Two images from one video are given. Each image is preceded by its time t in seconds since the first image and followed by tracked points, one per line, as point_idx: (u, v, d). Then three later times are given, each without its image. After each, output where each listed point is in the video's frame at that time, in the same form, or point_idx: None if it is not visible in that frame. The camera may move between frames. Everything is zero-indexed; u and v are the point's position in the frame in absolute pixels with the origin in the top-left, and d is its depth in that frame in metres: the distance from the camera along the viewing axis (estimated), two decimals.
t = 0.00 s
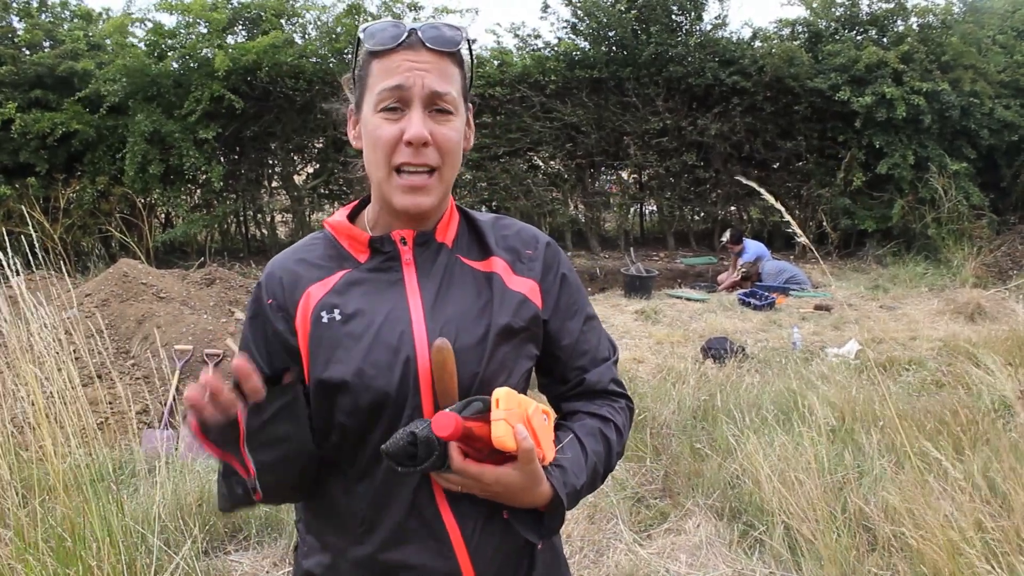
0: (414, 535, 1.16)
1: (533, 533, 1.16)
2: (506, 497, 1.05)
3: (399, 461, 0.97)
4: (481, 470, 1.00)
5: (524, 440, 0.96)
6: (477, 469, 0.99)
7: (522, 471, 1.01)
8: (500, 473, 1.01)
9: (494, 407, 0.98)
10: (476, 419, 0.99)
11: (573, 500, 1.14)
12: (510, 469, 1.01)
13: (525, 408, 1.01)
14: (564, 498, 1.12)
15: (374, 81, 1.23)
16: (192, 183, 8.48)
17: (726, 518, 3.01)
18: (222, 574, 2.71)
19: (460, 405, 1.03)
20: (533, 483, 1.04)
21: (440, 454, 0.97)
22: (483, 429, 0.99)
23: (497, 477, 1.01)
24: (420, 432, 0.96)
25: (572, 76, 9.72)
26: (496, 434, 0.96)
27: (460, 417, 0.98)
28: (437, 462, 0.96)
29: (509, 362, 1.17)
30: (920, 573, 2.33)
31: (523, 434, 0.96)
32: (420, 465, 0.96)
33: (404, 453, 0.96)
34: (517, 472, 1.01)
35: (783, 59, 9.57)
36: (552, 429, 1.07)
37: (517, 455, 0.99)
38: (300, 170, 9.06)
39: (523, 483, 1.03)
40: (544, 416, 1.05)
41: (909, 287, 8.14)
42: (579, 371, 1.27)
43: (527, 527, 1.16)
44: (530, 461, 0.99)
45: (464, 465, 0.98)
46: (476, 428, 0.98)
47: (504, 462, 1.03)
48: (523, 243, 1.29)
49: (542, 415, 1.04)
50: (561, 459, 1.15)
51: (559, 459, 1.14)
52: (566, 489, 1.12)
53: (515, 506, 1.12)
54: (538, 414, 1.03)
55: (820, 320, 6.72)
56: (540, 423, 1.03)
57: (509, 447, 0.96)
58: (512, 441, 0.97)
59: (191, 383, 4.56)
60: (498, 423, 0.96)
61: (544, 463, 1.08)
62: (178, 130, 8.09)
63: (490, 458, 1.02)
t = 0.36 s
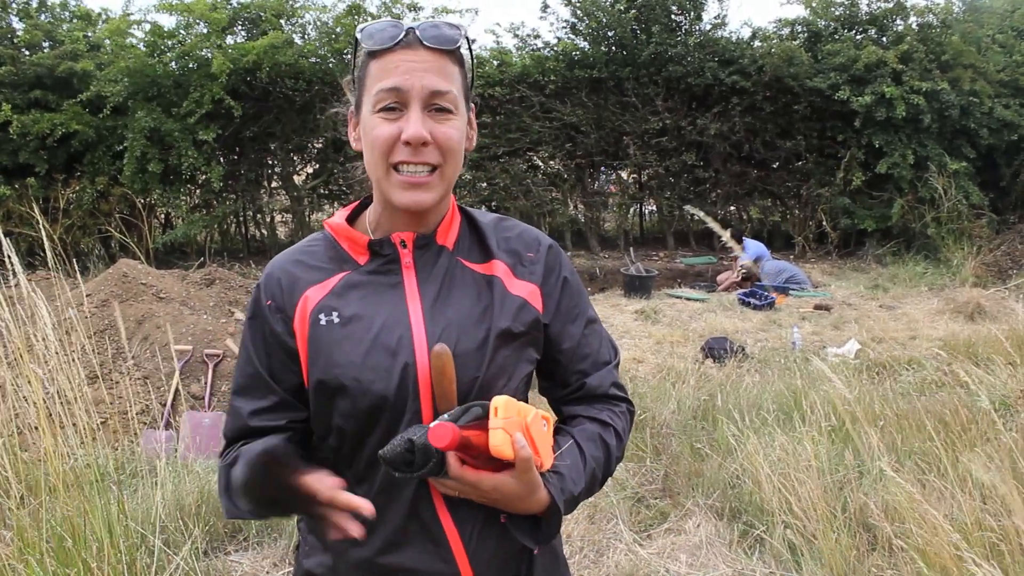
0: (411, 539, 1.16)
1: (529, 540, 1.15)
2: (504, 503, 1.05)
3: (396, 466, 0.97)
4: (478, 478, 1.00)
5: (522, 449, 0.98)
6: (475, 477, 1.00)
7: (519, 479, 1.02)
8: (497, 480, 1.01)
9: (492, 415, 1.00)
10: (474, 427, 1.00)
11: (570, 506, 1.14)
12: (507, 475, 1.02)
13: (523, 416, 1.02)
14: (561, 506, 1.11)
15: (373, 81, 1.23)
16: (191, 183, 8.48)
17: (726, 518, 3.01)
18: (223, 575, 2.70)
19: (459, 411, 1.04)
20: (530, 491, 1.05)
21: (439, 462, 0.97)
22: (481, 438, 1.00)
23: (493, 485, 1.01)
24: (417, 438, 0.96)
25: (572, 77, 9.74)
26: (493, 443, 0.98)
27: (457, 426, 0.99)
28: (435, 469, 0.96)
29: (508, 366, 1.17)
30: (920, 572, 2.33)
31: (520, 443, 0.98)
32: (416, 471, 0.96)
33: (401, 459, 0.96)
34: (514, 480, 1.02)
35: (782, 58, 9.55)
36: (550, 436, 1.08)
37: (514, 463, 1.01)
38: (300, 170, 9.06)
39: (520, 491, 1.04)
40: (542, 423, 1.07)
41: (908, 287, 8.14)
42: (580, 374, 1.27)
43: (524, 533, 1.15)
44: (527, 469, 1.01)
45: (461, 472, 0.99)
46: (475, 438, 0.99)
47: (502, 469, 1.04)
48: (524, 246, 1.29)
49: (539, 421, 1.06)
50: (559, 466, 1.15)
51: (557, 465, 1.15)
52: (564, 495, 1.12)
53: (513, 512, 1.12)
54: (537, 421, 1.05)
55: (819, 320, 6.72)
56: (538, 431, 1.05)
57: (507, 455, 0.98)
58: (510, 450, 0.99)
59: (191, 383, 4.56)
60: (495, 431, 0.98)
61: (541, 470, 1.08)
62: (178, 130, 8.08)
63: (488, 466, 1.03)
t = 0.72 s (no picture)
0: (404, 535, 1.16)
1: (524, 534, 1.14)
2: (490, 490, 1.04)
3: (383, 445, 1.01)
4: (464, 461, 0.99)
5: (511, 433, 0.96)
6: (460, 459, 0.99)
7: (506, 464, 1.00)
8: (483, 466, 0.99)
9: (480, 397, 0.97)
10: (464, 409, 0.98)
11: (564, 498, 1.13)
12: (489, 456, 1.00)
13: (514, 400, 0.99)
14: (553, 496, 1.11)
15: (368, 76, 1.23)
16: (190, 182, 8.48)
17: (725, 518, 3.01)
18: (222, 575, 2.70)
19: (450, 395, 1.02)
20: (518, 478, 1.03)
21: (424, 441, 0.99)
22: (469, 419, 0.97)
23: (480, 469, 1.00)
24: (404, 417, 0.97)
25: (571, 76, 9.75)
26: (480, 424, 0.95)
27: (446, 407, 0.96)
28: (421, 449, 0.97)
29: (505, 361, 1.17)
30: (920, 573, 2.32)
31: (509, 426, 0.96)
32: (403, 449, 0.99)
33: (387, 437, 0.99)
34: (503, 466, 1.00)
35: (782, 58, 9.51)
36: (544, 425, 1.06)
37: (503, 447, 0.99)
38: (299, 169, 9.07)
39: (507, 477, 1.02)
40: (535, 411, 1.05)
41: (908, 286, 8.14)
42: (578, 371, 1.27)
43: (518, 527, 1.14)
44: (515, 454, 0.99)
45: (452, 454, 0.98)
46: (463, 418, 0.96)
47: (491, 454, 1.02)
48: (521, 243, 1.29)
49: (531, 408, 1.03)
50: (552, 457, 1.15)
51: (553, 457, 1.15)
52: (557, 485, 1.12)
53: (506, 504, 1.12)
54: (530, 408, 1.02)
55: (819, 319, 6.72)
56: (530, 417, 1.02)
57: (495, 437, 0.96)
58: (499, 434, 0.96)
59: (191, 383, 4.56)
60: (483, 413, 0.95)
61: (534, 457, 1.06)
62: (178, 130, 8.07)
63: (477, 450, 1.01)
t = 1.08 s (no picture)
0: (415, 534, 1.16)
1: (534, 526, 1.17)
2: (508, 487, 1.04)
3: (401, 446, 0.97)
4: (484, 456, 0.99)
5: (527, 425, 0.98)
6: (480, 456, 0.99)
7: (524, 460, 1.01)
8: (503, 460, 1.00)
9: (496, 391, 1.00)
10: (479, 403, 1.01)
11: (575, 492, 1.14)
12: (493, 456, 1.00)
13: (527, 395, 1.03)
14: (567, 490, 1.11)
15: (367, 82, 1.24)
16: (190, 182, 8.49)
17: (725, 518, 3.01)
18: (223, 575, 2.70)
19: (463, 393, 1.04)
20: (535, 474, 1.04)
21: (444, 440, 0.97)
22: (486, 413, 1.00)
23: (500, 464, 1.00)
24: (425, 414, 0.96)
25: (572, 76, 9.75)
26: (498, 416, 0.97)
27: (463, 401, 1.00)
28: (440, 445, 0.96)
29: (512, 361, 1.17)
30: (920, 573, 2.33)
31: (525, 418, 0.98)
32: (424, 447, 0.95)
33: (407, 436, 0.96)
34: (520, 460, 1.01)
35: (782, 58, 9.52)
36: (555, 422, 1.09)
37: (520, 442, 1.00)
38: (300, 169, 9.07)
39: (525, 473, 1.03)
40: (547, 408, 1.08)
41: (908, 287, 8.14)
42: (580, 370, 1.28)
43: (529, 520, 1.17)
44: (533, 448, 1.00)
45: (468, 453, 0.98)
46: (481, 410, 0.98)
47: (507, 451, 1.04)
48: (522, 244, 1.29)
49: (544, 405, 1.06)
50: (563, 452, 1.15)
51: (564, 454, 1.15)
52: (570, 480, 1.12)
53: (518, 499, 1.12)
54: (542, 405, 1.05)
55: (819, 320, 6.72)
56: (544, 414, 1.05)
57: (512, 430, 0.97)
58: (516, 426, 0.98)
59: (191, 383, 4.56)
60: (500, 405, 0.98)
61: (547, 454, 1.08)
62: (178, 130, 8.07)
63: (494, 446, 1.03)
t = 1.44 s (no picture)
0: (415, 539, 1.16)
1: (532, 536, 1.14)
2: (508, 498, 1.05)
3: (401, 459, 0.98)
4: (483, 472, 1.00)
5: (528, 443, 0.97)
6: (479, 470, 1.00)
7: (524, 473, 1.01)
8: (502, 474, 1.01)
9: (498, 408, 0.98)
10: (481, 419, 1.00)
11: (575, 504, 1.14)
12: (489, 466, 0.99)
13: (530, 410, 1.01)
14: (565, 503, 1.11)
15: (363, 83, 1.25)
16: (190, 182, 8.49)
17: (725, 519, 3.01)
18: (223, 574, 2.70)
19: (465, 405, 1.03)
20: (536, 487, 1.04)
21: (442, 454, 0.98)
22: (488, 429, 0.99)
23: (499, 478, 1.01)
24: (424, 431, 0.97)
25: (571, 76, 9.75)
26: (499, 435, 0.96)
27: (464, 417, 0.99)
28: (439, 461, 0.98)
29: (510, 367, 1.17)
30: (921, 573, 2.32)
31: (526, 436, 0.97)
32: (422, 463, 0.97)
33: (406, 449, 0.97)
34: (520, 474, 1.01)
35: (782, 58, 9.52)
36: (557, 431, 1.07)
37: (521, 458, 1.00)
38: (300, 170, 9.08)
39: (526, 486, 1.03)
40: (549, 418, 1.05)
41: (908, 287, 8.14)
42: (582, 376, 1.28)
43: (526, 530, 1.14)
44: (533, 463, 0.99)
45: (467, 465, 0.99)
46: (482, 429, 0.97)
47: (508, 463, 1.04)
48: (526, 248, 1.29)
49: (546, 417, 1.04)
50: (564, 464, 1.15)
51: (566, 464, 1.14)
52: (569, 492, 1.12)
53: (516, 509, 1.12)
54: (545, 417, 1.03)
55: (819, 320, 6.72)
56: (547, 427, 1.03)
57: (513, 448, 0.96)
58: (516, 444, 0.97)
59: (191, 383, 4.57)
60: (502, 424, 0.97)
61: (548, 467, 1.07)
62: (178, 130, 8.08)
63: (493, 459, 1.03)
